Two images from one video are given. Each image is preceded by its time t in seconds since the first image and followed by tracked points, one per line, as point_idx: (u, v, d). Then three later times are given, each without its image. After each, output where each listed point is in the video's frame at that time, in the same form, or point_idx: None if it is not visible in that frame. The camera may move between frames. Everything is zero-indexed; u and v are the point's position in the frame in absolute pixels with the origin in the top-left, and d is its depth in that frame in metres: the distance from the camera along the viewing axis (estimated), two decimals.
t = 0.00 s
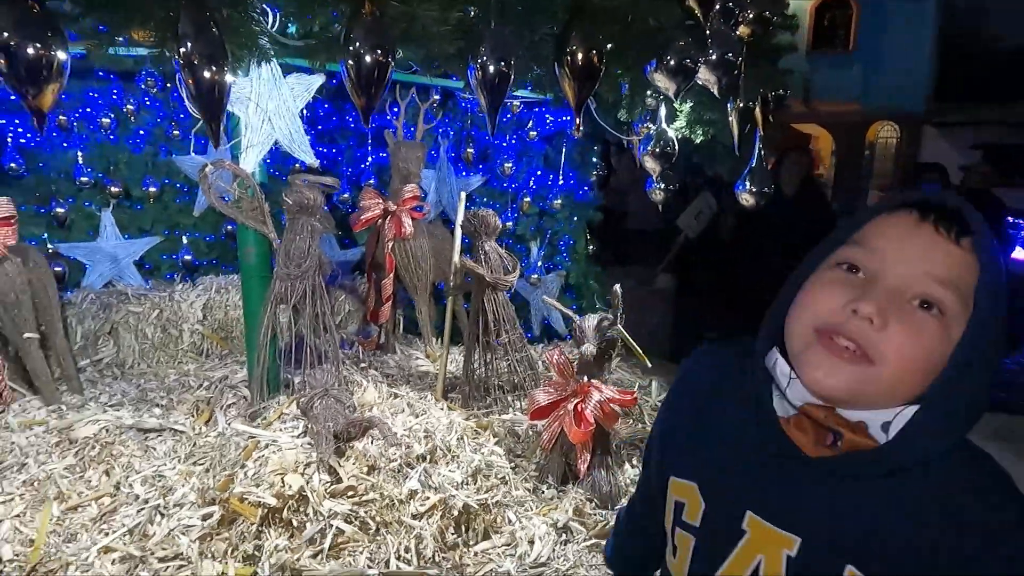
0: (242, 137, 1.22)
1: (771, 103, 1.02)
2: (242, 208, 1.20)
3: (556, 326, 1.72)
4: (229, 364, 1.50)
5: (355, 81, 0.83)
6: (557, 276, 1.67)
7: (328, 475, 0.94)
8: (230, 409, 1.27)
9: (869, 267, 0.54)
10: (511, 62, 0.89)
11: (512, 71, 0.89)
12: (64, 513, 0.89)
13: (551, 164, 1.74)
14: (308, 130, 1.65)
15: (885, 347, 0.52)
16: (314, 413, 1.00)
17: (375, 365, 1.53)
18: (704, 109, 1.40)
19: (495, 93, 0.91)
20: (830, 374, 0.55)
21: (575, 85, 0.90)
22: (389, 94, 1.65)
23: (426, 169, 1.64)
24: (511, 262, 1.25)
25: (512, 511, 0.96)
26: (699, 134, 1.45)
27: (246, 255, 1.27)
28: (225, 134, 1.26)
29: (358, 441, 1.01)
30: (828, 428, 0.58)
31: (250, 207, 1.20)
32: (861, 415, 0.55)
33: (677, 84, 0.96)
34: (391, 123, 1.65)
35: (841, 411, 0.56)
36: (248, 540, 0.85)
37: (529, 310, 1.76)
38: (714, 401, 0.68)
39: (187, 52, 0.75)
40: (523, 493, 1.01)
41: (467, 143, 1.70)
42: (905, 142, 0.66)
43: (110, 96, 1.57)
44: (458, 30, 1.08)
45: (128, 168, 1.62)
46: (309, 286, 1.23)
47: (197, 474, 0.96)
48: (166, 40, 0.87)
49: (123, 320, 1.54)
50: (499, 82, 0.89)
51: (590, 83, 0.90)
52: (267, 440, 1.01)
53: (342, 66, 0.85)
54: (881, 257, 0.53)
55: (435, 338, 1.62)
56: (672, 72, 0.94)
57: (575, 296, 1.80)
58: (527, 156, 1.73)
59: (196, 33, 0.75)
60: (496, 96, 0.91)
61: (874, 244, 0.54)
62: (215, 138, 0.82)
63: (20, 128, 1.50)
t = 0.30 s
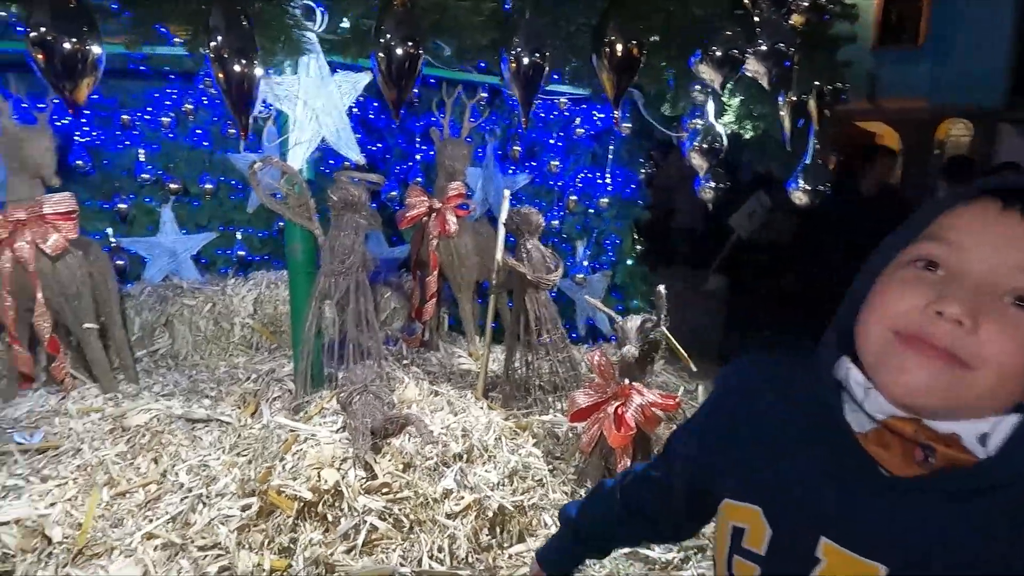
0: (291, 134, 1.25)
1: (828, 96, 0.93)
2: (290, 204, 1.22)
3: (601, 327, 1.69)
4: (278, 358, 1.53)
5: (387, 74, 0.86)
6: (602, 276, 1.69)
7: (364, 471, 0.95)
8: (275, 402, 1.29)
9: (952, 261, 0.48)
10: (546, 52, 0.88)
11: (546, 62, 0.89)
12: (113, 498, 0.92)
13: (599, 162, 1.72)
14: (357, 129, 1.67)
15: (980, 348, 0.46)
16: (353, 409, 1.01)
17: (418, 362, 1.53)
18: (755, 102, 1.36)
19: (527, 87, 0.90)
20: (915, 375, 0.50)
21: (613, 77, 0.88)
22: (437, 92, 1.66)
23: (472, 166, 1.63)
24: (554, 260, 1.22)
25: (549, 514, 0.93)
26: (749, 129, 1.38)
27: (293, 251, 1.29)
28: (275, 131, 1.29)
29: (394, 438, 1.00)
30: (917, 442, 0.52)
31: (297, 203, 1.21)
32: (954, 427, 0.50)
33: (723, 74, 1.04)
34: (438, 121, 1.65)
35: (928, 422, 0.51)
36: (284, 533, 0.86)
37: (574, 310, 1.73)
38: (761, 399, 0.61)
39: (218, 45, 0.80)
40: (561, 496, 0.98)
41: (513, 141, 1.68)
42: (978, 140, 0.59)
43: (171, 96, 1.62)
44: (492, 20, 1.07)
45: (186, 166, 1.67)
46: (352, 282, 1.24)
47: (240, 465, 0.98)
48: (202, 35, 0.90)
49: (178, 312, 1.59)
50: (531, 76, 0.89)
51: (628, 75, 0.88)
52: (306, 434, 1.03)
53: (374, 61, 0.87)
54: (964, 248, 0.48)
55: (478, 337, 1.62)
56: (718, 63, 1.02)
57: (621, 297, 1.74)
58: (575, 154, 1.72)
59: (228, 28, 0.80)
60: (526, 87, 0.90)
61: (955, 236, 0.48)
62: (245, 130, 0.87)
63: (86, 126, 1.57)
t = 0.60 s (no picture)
0: (381, 143, 1.28)
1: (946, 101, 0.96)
2: (379, 213, 1.25)
3: (685, 341, 1.65)
4: (363, 361, 1.58)
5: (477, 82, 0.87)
6: (689, 289, 1.64)
7: (443, 479, 0.95)
8: (360, 405, 1.33)
9: None
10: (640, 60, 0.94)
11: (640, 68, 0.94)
12: (207, 491, 0.96)
13: (688, 171, 1.66)
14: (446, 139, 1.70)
15: None
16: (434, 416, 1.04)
17: (499, 371, 1.53)
18: (862, 109, 1.23)
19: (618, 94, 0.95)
20: None
21: (708, 83, 0.91)
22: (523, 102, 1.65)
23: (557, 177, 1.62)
24: (638, 273, 1.20)
25: (628, 535, 0.90)
26: (855, 138, 1.25)
27: (381, 259, 1.33)
28: (365, 140, 1.33)
29: (473, 447, 1.02)
30: None
31: (385, 210, 1.24)
32: None
33: (827, 80, 1.03)
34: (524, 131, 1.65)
35: None
36: (363, 536, 0.86)
37: (658, 323, 1.68)
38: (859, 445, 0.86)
39: (315, 57, 0.86)
40: (641, 517, 0.95)
41: (600, 150, 1.66)
42: None
43: (272, 109, 1.68)
44: (584, 26, 1.05)
45: (284, 175, 1.75)
46: (436, 290, 1.24)
47: (325, 465, 1.01)
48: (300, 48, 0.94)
49: (274, 314, 1.67)
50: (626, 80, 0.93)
51: (723, 81, 0.91)
52: (388, 438, 1.05)
53: (463, 71, 0.89)
54: None
55: (559, 348, 1.60)
56: (823, 66, 1.01)
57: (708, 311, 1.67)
58: (662, 164, 1.67)
59: (322, 38, 0.86)
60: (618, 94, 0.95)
61: None
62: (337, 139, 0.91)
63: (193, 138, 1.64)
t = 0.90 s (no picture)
0: (467, 162, 1.30)
1: None
2: (462, 230, 1.27)
3: (772, 366, 1.59)
4: (442, 376, 1.59)
5: (571, 104, 0.86)
6: (778, 313, 1.56)
7: (522, 500, 0.94)
8: (439, 420, 1.34)
9: None
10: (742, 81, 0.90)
11: (741, 90, 0.91)
12: (294, 498, 0.99)
13: (778, 191, 1.58)
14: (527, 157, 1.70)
15: None
16: (514, 436, 1.03)
17: (577, 391, 1.51)
18: (979, 126, 1.18)
19: (718, 114, 0.91)
20: None
21: (817, 103, 0.87)
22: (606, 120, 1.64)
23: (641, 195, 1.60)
24: (725, 295, 1.17)
25: (713, 570, 0.88)
26: (970, 157, 1.19)
27: (462, 276, 1.33)
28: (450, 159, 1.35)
29: (553, 469, 1.00)
30: None
31: (468, 226, 1.26)
32: None
33: (945, 96, 0.97)
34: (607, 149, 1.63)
35: None
36: (443, 554, 0.87)
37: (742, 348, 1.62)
38: None
39: (415, 81, 0.85)
40: (727, 552, 0.91)
41: (685, 168, 1.61)
42: None
43: (360, 128, 1.75)
44: (681, 46, 1.05)
45: (371, 192, 1.81)
46: (517, 307, 1.25)
47: (405, 479, 1.02)
48: (400, 73, 0.97)
49: (357, 327, 1.72)
50: (728, 100, 0.90)
51: (833, 101, 0.87)
52: (468, 454, 1.05)
53: (561, 94, 0.89)
54: None
55: (638, 369, 1.57)
56: (941, 82, 0.96)
57: (797, 336, 1.59)
58: (750, 182, 1.59)
59: (423, 63, 0.86)
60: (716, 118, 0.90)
61: None
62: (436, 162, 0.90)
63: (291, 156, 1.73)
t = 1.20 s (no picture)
0: (525, 168, 1.28)
1: None
2: (519, 235, 1.26)
3: (838, 380, 1.53)
4: (495, 382, 1.58)
5: (645, 108, 0.84)
6: (845, 324, 1.50)
7: (581, 514, 0.92)
8: (493, 427, 1.33)
9: None
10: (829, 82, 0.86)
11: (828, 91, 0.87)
12: (351, 503, 1.00)
13: (846, 197, 1.50)
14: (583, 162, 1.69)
15: None
16: (572, 447, 1.01)
17: (633, 401, 1.48)
18: None
19: (803, 117, 0.88)
20: None
21: (910, 105, 0.84)
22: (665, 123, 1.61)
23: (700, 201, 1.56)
24: (793, 305, 1.12)
25: None
26: None
27: (518, 282, 1.32)
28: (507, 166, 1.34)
29: (613, 482, 0.98)
30: None
31: (526, 232, 1.25)
32: None
33: None
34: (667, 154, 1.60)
35: None
36: (499, 565, 0.87)
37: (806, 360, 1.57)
38: None
39: (487, 87, 0.84)
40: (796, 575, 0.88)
41: (747, 173, 1.55)
42: None
43: (417, 134, 1.77)
44: (766, 46, 1.02)
45: (427, 197, 1.82)
46: (575, 314, 1.23)
47: (460, 487, 1.01)
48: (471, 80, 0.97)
49: (412, 331, 1.72)
50: (814, 103, 0.87)
51: (926, 103, 0.83)
52: (524, 464, 1.03)
53: (635, 98, 0.87)
54: None
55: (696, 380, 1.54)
56: None
57: (865, 348, 1.53)
58: (816, 188, 1.51)
59: (497, 69, 0.85)
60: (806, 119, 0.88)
61: None
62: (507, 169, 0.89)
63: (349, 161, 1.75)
